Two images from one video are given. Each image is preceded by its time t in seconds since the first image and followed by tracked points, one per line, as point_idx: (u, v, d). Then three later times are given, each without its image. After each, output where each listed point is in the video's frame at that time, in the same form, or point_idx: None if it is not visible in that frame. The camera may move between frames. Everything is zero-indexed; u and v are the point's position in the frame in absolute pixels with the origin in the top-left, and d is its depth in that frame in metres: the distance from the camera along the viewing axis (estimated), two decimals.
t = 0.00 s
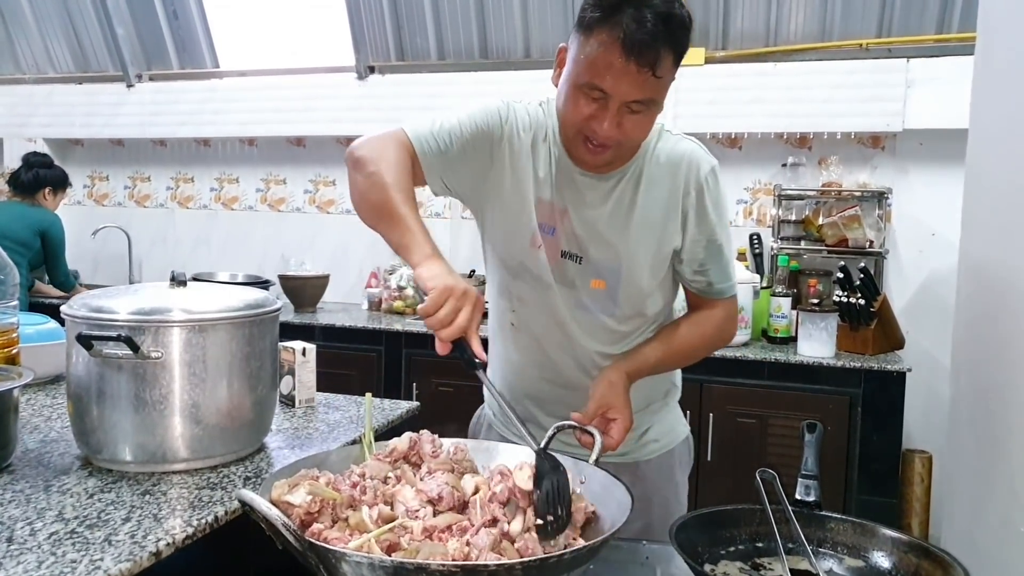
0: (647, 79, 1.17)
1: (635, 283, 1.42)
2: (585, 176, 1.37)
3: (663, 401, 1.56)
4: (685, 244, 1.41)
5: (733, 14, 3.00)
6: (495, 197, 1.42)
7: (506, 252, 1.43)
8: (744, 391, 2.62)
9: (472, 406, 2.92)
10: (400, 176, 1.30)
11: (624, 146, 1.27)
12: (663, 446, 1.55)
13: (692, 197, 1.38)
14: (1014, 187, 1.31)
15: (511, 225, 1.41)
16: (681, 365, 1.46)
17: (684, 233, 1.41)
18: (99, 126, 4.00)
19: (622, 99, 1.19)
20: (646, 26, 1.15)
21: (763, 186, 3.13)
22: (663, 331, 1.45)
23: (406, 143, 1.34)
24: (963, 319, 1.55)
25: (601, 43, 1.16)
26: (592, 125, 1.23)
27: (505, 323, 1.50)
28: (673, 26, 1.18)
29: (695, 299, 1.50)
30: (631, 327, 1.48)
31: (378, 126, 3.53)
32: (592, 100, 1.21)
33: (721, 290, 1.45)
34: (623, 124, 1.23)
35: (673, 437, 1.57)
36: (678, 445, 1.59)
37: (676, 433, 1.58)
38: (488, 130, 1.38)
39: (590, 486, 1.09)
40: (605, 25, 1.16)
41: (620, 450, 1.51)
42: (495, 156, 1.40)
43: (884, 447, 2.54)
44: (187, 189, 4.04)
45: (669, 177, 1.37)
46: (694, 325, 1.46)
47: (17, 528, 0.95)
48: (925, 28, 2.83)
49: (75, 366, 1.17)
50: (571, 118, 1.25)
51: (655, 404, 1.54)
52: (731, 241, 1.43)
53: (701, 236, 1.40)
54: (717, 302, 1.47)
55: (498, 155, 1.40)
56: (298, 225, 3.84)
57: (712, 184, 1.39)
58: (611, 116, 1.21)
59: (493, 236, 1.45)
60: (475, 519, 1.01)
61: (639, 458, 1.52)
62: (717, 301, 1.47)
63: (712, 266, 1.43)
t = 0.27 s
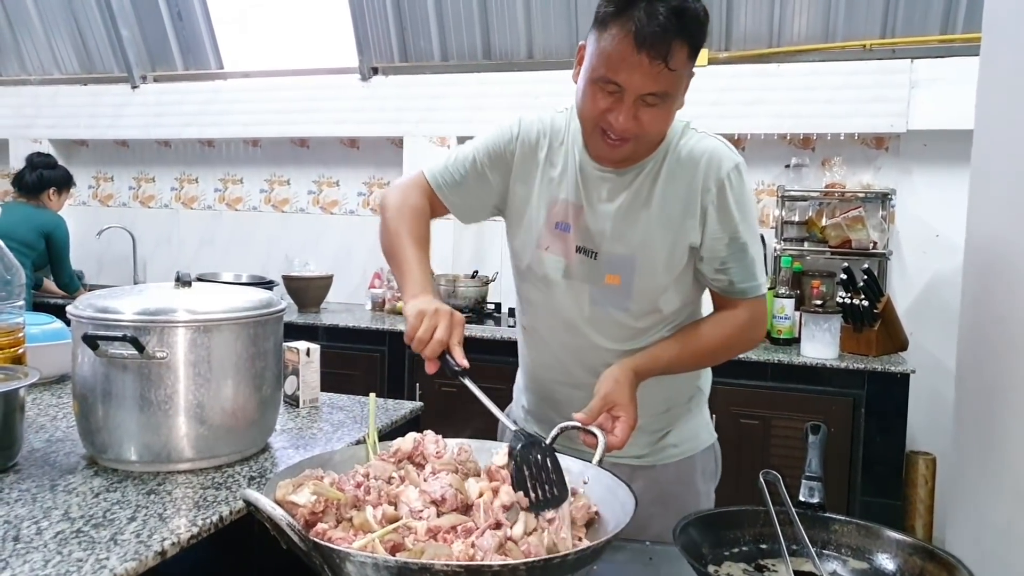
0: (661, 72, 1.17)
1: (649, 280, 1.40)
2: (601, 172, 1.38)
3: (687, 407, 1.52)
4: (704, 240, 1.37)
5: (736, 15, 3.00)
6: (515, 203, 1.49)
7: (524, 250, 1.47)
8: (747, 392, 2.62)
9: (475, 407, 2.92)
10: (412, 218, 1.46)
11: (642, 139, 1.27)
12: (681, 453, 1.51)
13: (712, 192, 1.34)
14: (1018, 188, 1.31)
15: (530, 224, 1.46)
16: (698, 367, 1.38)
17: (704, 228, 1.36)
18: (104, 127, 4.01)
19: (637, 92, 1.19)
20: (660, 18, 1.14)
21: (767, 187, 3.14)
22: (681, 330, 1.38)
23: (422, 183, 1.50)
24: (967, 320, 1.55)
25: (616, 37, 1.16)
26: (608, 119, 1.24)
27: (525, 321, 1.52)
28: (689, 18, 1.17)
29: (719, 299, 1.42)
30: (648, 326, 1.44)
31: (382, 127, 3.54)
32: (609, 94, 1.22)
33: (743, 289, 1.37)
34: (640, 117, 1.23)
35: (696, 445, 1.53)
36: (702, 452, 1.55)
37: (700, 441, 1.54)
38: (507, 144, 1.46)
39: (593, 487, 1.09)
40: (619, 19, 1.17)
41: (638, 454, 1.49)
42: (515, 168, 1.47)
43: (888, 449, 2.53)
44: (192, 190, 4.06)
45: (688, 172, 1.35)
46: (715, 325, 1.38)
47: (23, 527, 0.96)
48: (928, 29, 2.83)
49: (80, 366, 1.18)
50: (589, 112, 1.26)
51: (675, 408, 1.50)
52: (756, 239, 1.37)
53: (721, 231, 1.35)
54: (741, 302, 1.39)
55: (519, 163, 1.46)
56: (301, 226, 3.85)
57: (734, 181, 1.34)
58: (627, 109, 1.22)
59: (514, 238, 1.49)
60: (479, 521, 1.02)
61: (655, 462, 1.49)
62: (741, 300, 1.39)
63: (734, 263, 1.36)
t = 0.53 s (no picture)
0: (662, 66, 1.17)
1: (663, 279, 1.38)
2: (614, 174, 1.40)
3: (707, 414, 1.50)
4: (719, 237, 1.34)
5: (739, 19, 3.00)
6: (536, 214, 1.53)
7: (543, 254, 1.51)
8: (751, 395, 2.62)
9: (479, 409, 2.92)
10: (442, 248, 1.57)
11: (649, 138, 1.27)
12: (700, 459, 1.49)
13: (725, 189, 1.32)
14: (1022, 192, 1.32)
15: (548, 228, 1.48)
16: (713, 368, 1.33)
17: (719, 225, 1.34)
18: (110, 130, 4.03)
19: (638, 88, 1.20)
20: (659, 15, 1.15)
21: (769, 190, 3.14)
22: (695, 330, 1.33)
23: (451, 214, 1.61)
24: (972, 323, 1.55)
25: (618, 34, 1.18)
26: (613, 116, 1.24)
27: (546, 324, 1.54)
28: (691, 14, 1.17)
29: (739, 299, 1.37)
30: (664, 326, 1.42)
31: (386, 130, 3.55)
32: (613, 91, 1.22)
33: (761, 286, 1.32)
34: (644, 114, 1.23)
35: (716, 453, 1.51)
36: (722, 462, 1.53)
37: (720, 448, 1.52)
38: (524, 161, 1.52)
39: (597, 490, 1.10)
40: (621, 18, 1.18)
41: (656, 459, 1.48)
42: (533, 182, 1.52)
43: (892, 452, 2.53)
44: (196, 193, 4.07)
45: (701, 170, 1.34)
46: (732, 325, 1.32)
47: (31, 530, 0.96)
48: (932, 32, 2.82)
49: (88, 369, 1.18)
50: (595, 111, 1.26)
51: (694, 414, 1.48)
52: (774, 236, 1.32)
53: (736, 228, 1.32)
54: (760, 300, 1.34)
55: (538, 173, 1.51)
56: (306, 229, 3.86)
57: (750, 178, 1.32)
58: (631, 106, 1.22)
59: (533, 245, 1.53)
60: (485, 525, 1.02)
61: (673, 468, 1.48)
62: (759, 299, 1.33)
63: (751, 261, 1.32)
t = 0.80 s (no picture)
0: (657, 64, 1.18)
1: (673, 280, 1.38)
2: (625, 177, 1.41)
3: (719, 421, 1.49)
4: (729, 238, 1.33)
5: (741, 23, 3.00)
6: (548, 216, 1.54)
7: (555, 257, 1.52)
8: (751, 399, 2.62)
9: (480, 412, 2.93)
10: (458, 249, 1.60)
11: (651, 138, 1.27)
12: (710, 467, 1.49)
13: (735, 191, 1.32)
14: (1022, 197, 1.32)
15: (559, 230, 1.50)
16: (723, 372, 1.31)
17: (728, 227, 1.33)
18: (112, 132, 4.04)
19: (635, 87, 1.20)
20: (653, 13, 1.16)
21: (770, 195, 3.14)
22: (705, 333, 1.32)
23: (468, 219, 1.64)
24: (973, 328, 1.55)
25: (616, 35, 1.19)
26: (614, 117, 1.25)
27: (557, 326, 1.55)
28: (687, 13, 1.17)
29: (752, 301, 1.35)
30: (675, 329, 1.41)
31: (387, 133, 3.55)
32: (612, 92, 1.24)
33: (772, 288, 1.30)
34: (644, 113, 1.23)
35: (726, 460, 1.51)
36: (732, 469, 1.52)
37: (730, 456, 1.51)
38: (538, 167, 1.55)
39: (598, 493, 1.11)
40: (620, 19, 1.20)
41: (664, 465, 1.48)
42: (546, 186, 1.54)
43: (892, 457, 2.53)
44: (198, 195, 4.08)
45: (711, 171, 1.34)
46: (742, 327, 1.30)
47: (33, 531, 0.97)
48: (934, 37, 2.83)
49: (91, 371, 1.19)
50: (599, 114, 1.28)
51: (705, 421, 1.48)
52: (786, 237, 1.31)
53: (746, 229, 1.31)
54: (771, 302, 1.32)
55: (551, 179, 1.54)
56: (307, 231, 3.86)
57: (761, 179, 1.31)
58: (630, 105, 1.23)
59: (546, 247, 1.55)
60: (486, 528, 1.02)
61: (683, 475, 1.48)
62: (770, 301, 1.32)
63: (761, 262, 1.30)
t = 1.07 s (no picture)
0: (653, 64, 1.18)
1: (668, 283, 1.38)
2: (624, 178, 1.41)
3: (712, 424, 1.50)
4: (724, 243, 1.33)
5: (739, 25, 3.01)
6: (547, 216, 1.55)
7: (552, 257, 1.52)
8: (750, 400, 2.62)
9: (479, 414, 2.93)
10: (459, 239, 1.60)
11: (651, 138, 1.27)
12: (702, 469, 1.49)
13: (732, 195, 1.31)
14: (1017, 197, 1.32)
15: (557, 231, 1.50)
16: (714, 375, 1.31)
17: (724, 231, 1.33)
18: (110, 135, 4.04)
19: (634, 87, 1.21)
20: (649, 12, 1.16)
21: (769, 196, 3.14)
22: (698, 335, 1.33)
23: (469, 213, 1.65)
24: (969, 328, 1.55)
25: (613, 36, 1.20)
26: (613, 118, 1.25)
27: (551, 326, 1.54)
28: (685, 11, 1.17)
29: (746, 306, 1.35)
30: (668, 331, 1.41)
31: (386, 135, 3.55)
32: (611, 93, 1.24)
33: (766, 294, 1.31)
34: (644, 114, 1.23)
35: (718, 463, 1.50)
36: (724, 472, 1.52)
37: (723, 459, 1.51)
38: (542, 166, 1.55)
39: (596, 494, 1.10)
40: (617, 20, 1.20)
41: (654, 467, 1.48)
42: (547, 186, 1.54)
43: (891, 458, 2.53)
44: (197, 197, 4.07)
45: (708, 175, 1.34)
46: (735, 332, 1.31)
47: (28, 536, 0.97)
48: (931, 38, 2.84)
49: (87, 375, 1.19)
50: (598, 115, 1.28)
51: (697, 423, 1.48)
52: (782, 243, 1.31)
53: (742, 234, 1.31)
54: (766, 308, 1.32)
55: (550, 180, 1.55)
56: (306, 233, 3.86)
57: (758, 185, 1.31)
58: (629, 106, 1.23)
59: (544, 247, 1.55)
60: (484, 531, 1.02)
61: (674, 477, 1.48)
62: (765, 307, 1.32)
63: (756, 267, 1.30)
